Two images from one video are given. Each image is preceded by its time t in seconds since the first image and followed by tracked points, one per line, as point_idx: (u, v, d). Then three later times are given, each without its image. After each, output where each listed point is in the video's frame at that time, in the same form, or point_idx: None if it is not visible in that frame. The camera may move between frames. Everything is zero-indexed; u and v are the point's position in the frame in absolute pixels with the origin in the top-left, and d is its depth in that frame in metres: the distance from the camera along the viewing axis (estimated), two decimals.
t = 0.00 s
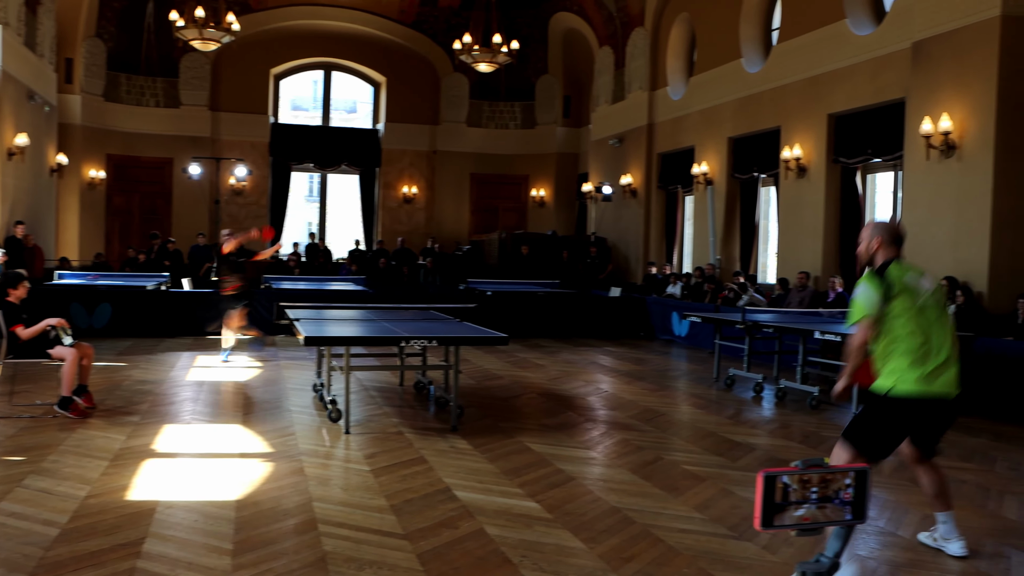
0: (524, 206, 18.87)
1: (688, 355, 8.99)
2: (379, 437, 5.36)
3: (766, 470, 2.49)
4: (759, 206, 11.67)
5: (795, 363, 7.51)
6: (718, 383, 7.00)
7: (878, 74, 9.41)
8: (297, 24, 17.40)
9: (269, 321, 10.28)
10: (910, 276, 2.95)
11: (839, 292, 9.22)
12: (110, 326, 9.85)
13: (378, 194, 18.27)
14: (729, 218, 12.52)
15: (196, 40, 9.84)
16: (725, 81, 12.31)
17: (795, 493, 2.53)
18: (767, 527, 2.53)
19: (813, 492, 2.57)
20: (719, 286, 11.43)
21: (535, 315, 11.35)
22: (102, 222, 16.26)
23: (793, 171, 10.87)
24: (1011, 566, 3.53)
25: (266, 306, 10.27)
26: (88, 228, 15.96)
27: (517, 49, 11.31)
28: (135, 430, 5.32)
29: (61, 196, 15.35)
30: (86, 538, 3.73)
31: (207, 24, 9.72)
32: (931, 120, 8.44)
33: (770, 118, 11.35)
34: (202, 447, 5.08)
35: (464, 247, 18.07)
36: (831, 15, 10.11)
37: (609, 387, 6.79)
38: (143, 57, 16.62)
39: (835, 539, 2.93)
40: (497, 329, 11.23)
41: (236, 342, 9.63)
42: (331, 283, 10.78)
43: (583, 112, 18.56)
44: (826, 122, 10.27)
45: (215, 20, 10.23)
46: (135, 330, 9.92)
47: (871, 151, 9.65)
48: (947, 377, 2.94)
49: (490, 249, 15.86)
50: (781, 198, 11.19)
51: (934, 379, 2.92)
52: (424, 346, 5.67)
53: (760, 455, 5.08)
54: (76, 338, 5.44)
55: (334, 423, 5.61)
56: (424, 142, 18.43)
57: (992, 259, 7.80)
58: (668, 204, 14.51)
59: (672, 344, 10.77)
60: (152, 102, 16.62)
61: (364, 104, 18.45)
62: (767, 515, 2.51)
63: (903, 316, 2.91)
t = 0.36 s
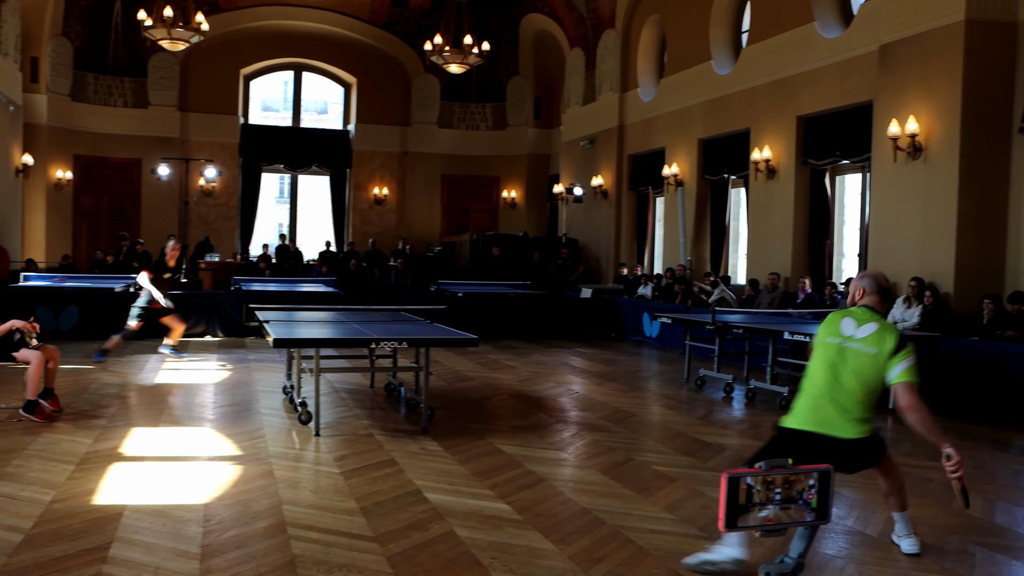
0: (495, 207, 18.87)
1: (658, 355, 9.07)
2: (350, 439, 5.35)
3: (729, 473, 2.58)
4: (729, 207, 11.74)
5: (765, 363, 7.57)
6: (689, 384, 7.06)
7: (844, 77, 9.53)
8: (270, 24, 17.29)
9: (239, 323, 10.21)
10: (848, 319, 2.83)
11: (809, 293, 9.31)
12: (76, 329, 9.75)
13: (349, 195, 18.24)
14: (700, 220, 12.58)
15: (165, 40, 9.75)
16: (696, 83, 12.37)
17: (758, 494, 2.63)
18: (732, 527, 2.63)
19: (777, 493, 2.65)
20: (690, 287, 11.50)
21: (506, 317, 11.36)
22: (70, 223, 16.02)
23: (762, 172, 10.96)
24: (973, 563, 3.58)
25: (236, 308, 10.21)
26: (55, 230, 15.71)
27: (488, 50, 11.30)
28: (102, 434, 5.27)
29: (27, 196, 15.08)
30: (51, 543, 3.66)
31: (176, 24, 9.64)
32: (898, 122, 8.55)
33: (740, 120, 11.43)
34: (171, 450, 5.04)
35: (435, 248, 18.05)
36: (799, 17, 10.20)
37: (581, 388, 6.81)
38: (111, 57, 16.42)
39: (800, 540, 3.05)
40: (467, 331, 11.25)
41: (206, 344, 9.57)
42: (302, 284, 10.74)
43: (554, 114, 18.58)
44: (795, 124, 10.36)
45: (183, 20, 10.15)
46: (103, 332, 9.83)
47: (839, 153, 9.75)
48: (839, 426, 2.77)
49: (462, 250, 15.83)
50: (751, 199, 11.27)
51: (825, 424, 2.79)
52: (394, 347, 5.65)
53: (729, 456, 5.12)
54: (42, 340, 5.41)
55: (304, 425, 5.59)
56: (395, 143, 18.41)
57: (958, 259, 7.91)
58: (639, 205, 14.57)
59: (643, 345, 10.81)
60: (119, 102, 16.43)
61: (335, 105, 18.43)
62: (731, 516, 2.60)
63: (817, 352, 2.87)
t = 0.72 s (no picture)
0: (477, 208, 18.89)
1: (639, 356, 9.10)
2: (330, 441, 5.34)
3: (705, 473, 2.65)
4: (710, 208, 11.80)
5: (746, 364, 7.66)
6: (670, 384, 7.10)
7: (824, 80, 9.60)
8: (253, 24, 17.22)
9: (220, 324, 10.17)
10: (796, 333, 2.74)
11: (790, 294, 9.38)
12: (55, 330, 9.67)
13: (330, 196, 18.19)
14: (681, 221, 12.63)
15: (144, 39, 9.69)
16: (677, 84, 12.42)
17: (734, 494, 2.69)
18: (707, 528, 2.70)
19: (753, 493, 2.71)
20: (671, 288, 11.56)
21: (486, 318, 11.36)
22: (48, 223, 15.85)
23: (743, 173, 11.01)
24: (950, 562, 3.62)
25: (217, 309, 10.16)
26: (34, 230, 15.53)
27: (469, 50, 11.29)
28: (80, 436, 5.24)
29: (4, 196, 14.90)
30: (27, 547, 3.63)
31: (155, 23, 9.58)
32: (877, 124, 8.62)
33: (719, 122, 11.49)
34: (149, 452, 5.01)
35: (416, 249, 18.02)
36: (779, 19, 10.26)
37: (562, 389, 6.83)
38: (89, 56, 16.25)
39: (776, 541, 3.12)
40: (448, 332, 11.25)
41: (186, 345, 9.51)
42: (284, 286, 10.71)
43: (535, 114, 18.57)
44: (776, 126, 10.41)
45: (162, 19, 10.09)
46: (81, 333, 9.75)
47: (819, 155, 9.82)
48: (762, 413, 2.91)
49: (443, 251, 15.81)
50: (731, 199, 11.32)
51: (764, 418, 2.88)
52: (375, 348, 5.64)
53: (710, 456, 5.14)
54: (17, 341, 5.37)
55: (285, 426, 5.58)
56: (376, 143, 18.36)
57: (936, 259, 7.98)
58: (620, 206, 14.61)
59: (624, 346, 10.84)
60: (98, 101, 16.30)
61: (317, 106, 18.40)
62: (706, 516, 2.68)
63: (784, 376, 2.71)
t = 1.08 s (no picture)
0: (480, 209, 18.89)
1: (643, 357, 9.11)
2: (334, 442, 5.34)
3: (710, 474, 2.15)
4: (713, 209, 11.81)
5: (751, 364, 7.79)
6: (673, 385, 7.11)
7: (827, 80, 9.59)
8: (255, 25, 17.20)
9: (224, 326, 10.18)
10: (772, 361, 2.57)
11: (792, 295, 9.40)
12: (58, 332, 9.68)
13: (334, 197, 18.20)
14: (684, 222, 12.64)
15: (147, 41, 9.69)
16: (679, 86, 12.42)
17: (740, 498, 2.20)
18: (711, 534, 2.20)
19: (760, 497, 2.23)
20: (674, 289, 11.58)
21: (489, 319, 11.36)
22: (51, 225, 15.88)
23: (746, 174, 11.01)
24: (957, 563, 3.61)
25: (220, 310, 10.17)
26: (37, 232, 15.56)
27: (472, 52, 11.29)
28: (84, 438, 5.24)
29: (7, 198, 14.93)
30: (32, 549, 3.63)
31: (157, 25, 9.58)
32: (880, 125, 8.62)
33: (723, 123, 11.49)
34: (153, 453, 5.01)
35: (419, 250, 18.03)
36: (782, 20, 10.26)
37: (565, 390, 6.83)
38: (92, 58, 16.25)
39: (782, 543, 2.93)
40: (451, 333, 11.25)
41: (189, 347, 9.52)
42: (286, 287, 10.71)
43: (538, 115, 18.57)
44: (779, 126, 10.41)
45: (165, 21, 10.10)
46: (85, 334, 9.78)
47: (822, 155, 9.82)
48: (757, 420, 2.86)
49: (447, 252, 15.82)
50: (734, 201, 11.33)
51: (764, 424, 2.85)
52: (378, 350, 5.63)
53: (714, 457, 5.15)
54: (22, 343, 5.37)
55: (289, 428, 5.58)
56: (379, 145, 18.37)
57: (940, 260, 7.98)
58: (623, 207, 14.62)
59: (627, 346, 10.85)
60: (101, 103, 16.32)
61: (319, 107, 18.40)
62: (709, 523, 2.18)
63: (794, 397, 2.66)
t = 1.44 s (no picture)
0: (491, 210, 18.88)
1: (654, 358, 9.09)
2: (345, 443, 5.34)
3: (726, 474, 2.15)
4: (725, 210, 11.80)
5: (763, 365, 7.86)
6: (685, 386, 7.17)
7: (839, 80, 9.56)
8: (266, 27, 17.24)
9: (235, 326, 10.22)
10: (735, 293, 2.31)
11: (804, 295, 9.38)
12: (71, 332, 9.72)
13: (345, 197, 18.23)
14: (696, 222, 12.62)
15: (159, 42, 9.73)
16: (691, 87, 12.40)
17: (755, 498, 2.19)
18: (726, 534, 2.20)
19: (775, 497, 2.22)
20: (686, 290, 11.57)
21: (500, 320, 11.36)
22: (64, 226, 15.96)
23: (758, 175, 10.98)
24: (969, 565, 3.60)
25: (232, 311, 10.20)
26: (51, 232, 15.66)
27: (483, 53, 11.30)
28: (97, 437, 5.26)
29: (21, 199, 15.03)
30: (46, 547, 3.64)
31: (170, 26, 9.62)
32: (893, 125, 8.58)
33: (735, 123, 11.47)
34: (166, 453, 5.03)
35: (430, 251, 18.05)
36: (793, 20, 10.24)
37: (576, 391, 6.83)
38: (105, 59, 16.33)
39: (796, 543, 2.75)
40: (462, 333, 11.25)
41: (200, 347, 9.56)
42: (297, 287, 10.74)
43: (549, 116, 18.56)
44: (791, 127, 10.39)
45: (178, 22, 10.14)
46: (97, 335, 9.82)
47: (834, 156, 9.80)
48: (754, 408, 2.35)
49: (457, 253, 15.83)
50: (746, 201, 11.31)
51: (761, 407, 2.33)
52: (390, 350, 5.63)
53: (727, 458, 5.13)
54: (35, 343, 5.41)
55: (300, 428, 5.59)
56: (390, 145, 18.39)
57: (952, 261, 7.94)
58: (634, 208, 14.61)
59: (639, 347, 10.82)
60: (114, 104, 16.40)
61: (331, 108, 18.44)
62: (725, 522, 2.16)
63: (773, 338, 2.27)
